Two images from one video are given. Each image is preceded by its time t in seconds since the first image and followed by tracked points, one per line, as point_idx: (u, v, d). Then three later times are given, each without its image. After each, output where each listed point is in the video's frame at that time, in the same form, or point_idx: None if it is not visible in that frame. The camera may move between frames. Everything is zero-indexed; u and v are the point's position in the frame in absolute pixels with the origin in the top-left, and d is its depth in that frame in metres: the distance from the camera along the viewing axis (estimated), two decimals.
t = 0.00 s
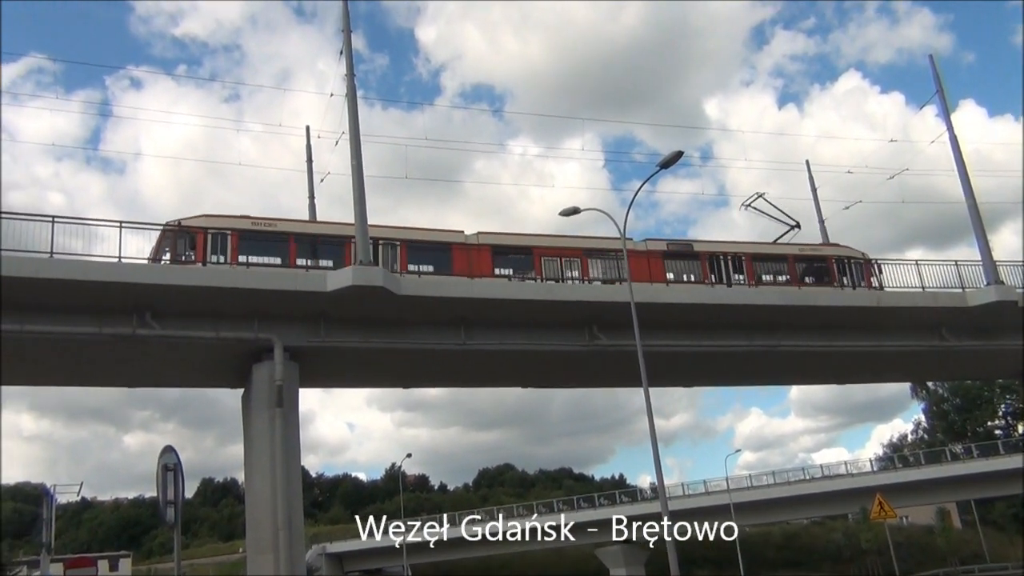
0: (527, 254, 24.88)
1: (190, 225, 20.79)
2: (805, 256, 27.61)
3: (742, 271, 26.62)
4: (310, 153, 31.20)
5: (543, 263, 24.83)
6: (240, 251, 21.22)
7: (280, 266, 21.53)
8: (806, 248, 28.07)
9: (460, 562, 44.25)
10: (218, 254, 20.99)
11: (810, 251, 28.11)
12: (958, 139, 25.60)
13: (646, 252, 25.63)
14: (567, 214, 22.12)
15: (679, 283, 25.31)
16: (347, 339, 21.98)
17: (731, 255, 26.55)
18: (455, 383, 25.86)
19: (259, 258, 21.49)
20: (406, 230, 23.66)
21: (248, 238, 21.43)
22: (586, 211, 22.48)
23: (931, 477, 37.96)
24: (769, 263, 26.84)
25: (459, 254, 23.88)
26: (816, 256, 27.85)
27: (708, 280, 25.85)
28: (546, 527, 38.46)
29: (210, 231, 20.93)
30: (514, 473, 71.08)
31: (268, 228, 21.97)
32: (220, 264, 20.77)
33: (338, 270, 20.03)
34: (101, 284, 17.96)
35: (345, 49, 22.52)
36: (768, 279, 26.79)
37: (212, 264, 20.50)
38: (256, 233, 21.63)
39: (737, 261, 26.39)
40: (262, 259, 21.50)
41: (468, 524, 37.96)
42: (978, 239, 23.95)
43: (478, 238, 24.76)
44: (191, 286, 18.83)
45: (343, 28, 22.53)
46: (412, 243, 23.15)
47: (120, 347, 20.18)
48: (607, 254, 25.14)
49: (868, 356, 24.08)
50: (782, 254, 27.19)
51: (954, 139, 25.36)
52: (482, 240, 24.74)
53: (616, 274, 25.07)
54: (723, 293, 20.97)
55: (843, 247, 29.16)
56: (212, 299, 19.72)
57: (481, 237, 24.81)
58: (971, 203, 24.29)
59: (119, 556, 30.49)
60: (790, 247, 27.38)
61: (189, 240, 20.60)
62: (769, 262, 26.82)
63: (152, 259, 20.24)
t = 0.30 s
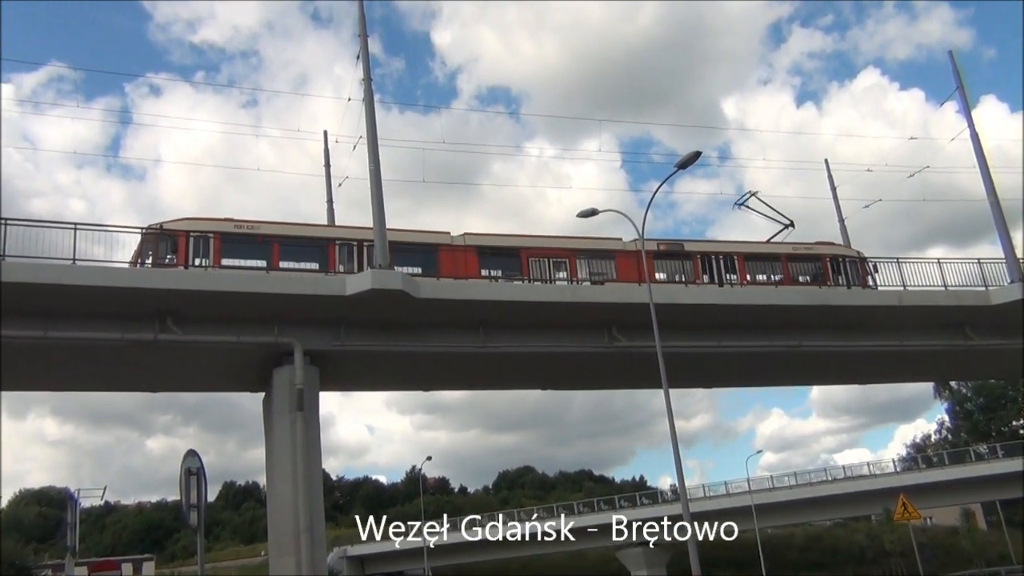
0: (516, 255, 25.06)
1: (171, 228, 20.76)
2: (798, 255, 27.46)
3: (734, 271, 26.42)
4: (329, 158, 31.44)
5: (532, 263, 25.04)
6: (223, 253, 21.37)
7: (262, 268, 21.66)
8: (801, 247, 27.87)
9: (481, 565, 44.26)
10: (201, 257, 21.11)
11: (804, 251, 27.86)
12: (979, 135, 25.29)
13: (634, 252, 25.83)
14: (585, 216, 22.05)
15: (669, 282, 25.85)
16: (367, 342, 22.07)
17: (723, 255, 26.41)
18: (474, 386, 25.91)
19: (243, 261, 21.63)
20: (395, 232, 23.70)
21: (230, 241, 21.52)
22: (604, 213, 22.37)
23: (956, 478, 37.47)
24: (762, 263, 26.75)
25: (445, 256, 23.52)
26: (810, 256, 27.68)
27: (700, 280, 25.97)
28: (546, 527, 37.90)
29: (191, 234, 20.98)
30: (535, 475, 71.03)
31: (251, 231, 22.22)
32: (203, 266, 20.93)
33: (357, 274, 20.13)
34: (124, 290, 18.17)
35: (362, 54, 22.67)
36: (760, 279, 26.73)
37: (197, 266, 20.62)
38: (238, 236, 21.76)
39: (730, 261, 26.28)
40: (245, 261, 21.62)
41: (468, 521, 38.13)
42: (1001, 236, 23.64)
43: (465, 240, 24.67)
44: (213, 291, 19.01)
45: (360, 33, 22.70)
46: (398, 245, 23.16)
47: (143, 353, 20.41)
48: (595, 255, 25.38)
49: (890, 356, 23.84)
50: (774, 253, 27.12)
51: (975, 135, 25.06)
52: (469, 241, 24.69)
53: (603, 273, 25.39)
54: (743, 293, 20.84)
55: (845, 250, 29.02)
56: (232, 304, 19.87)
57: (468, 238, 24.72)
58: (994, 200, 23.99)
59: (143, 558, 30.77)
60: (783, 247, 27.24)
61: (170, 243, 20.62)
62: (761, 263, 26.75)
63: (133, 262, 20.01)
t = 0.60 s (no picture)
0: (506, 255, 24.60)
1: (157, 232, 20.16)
2: (795, 253, 27.10)
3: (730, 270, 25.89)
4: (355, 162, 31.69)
5: (522, 264, 24.60)
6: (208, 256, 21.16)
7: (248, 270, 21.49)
8: (798, 246, 27.52)
9: (511, 567, 44.23)
10: (185, 260, 20.70)
11: (802, 249, 27.54)
12: (1013, 129, 24.81)
13: (626, 252, 25.73)
14: (611, 216, 21.98)
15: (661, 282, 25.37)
16: (394, 345, 22.19)
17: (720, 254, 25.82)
18: (501, 388, 25.92)
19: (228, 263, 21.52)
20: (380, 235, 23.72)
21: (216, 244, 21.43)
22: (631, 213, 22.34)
23: (992, 478, 36.76)
24: (758, 262, 26.31)
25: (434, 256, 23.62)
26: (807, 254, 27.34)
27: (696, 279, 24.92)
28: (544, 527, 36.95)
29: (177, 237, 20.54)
30: (563, 477, 70.92)
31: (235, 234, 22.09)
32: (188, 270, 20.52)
33: (385, 277, 20.25)
34: (155, 295, 18.44)
35: (387, 58, 22.83)
36: (758, 279, 26.25)
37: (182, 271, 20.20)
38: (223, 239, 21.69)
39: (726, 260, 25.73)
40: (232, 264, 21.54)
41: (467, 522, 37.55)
42: None
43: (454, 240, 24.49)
44: (242, 296, 19.20)
45: (385, 37, 22.86)
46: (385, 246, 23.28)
47: (174, 357, 20.67)
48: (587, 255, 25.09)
49: (923, 355, 23.46)
50: (771, 252, 26.73)
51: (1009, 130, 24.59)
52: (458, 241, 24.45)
53: (595, 273, 24.99)
54: (772, 293, 20.62)
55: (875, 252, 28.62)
56: (261, 308, 20.06)
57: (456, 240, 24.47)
58: None
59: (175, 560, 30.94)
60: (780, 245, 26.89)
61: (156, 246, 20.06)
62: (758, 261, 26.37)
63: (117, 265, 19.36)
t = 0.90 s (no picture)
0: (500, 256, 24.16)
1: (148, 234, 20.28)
2: (795, 252, 26.45)
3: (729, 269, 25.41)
4: (384, 164, 31.89)
5: (516, 265, 24.21)
6: (199, 258, 21.03)
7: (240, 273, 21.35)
8: (799, 244, 26.85)
9: (544, 568, 44.08)
10: (178, 263, 20.76)
11: (803, 247, 26.83)
12: None
13: (624, 251, 25.24)
14: (640, 216, 21.84)
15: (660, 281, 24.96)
16: (424, 347, 22.26)
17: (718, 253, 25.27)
18: (532, 388, 25.91)
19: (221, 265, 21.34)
20: (378, 234, 23.28)
21: (206, 245, 21.28)
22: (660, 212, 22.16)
23: None
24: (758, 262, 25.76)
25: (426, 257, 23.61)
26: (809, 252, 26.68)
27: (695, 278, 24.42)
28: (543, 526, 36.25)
29: (169, 240, 20.84)
30: (594, 477, 70.67)
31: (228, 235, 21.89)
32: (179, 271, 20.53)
33: (414, 279, 20.33)
34: (186, 298, 18.67)
35: (415, 60, 22.93)
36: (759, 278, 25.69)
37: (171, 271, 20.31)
38: (215, 240, 21.57)
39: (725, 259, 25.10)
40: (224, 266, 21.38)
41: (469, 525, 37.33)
42: None
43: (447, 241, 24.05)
44: (274, 299, 19.40)
45: (413, 40, 22.96)
46: (378, 246, 22.96)
47: (207, 360, 20.96)
48: (584, 256, 24.66)
49: (960, 354, 23.05)
50: (771, 252, 26.11)
51: None
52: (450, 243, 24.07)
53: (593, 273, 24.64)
54: (804, 292, 20.37)
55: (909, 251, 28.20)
56: (294, 311, 20.26)
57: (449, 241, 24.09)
58: None
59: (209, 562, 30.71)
60: (780, 244, 26.30)
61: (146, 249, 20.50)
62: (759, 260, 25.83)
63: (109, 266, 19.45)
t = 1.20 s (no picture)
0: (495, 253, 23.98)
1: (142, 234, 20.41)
2: (800, 247, 25.32)
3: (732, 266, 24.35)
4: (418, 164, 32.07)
5: (512, 262, 24.00)
6: (192, 259, 20.88)
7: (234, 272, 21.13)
8: (804, 239, 25.74)
9: (583, 566, 43.90)
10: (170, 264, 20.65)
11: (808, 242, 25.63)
12: None
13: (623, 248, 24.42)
14: (678, 213, 21.65)
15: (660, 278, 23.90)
16: (461, 346, 22.34)
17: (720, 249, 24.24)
18: (569, 386, 25.85)
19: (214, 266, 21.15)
20: (372, 233, 22.79)
21: (198, 245, 21.08)
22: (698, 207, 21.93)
23: None
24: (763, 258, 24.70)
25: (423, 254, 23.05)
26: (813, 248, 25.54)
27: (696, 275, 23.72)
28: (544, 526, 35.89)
29: (162, 240, 20.69)
30: (632, 475, 70.34)
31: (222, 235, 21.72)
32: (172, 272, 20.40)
33: (451, 278, 20.40)
34: (226, 299, 18.99)
35: (449, 60, 23.01)
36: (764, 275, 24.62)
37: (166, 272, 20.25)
38: (208, 240, 21.36)
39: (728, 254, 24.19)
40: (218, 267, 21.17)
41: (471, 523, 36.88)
42: None
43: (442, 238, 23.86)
44: (312, 299, 19.61)
45: (447, 40, 23.05)
46: (373, 246, 22.39)
47: (247, 360, 21.27)
48: (581, 253, 24.29)
49: (1007, 349, 22.50)
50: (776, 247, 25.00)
51: None
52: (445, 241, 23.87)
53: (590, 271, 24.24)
54: (846, 287, 20.02)
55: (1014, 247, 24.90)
56: (331, 310, 20.46)
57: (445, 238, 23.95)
58: None
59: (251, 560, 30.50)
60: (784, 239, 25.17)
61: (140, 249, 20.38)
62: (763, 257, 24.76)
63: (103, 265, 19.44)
